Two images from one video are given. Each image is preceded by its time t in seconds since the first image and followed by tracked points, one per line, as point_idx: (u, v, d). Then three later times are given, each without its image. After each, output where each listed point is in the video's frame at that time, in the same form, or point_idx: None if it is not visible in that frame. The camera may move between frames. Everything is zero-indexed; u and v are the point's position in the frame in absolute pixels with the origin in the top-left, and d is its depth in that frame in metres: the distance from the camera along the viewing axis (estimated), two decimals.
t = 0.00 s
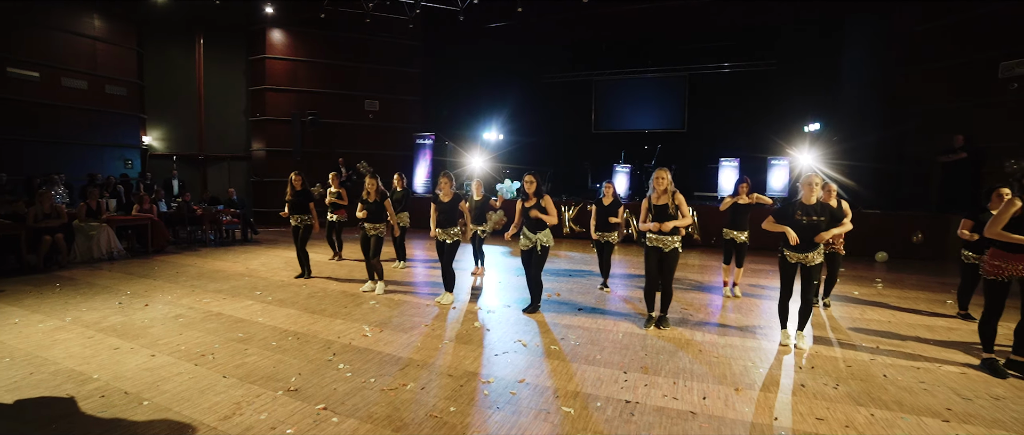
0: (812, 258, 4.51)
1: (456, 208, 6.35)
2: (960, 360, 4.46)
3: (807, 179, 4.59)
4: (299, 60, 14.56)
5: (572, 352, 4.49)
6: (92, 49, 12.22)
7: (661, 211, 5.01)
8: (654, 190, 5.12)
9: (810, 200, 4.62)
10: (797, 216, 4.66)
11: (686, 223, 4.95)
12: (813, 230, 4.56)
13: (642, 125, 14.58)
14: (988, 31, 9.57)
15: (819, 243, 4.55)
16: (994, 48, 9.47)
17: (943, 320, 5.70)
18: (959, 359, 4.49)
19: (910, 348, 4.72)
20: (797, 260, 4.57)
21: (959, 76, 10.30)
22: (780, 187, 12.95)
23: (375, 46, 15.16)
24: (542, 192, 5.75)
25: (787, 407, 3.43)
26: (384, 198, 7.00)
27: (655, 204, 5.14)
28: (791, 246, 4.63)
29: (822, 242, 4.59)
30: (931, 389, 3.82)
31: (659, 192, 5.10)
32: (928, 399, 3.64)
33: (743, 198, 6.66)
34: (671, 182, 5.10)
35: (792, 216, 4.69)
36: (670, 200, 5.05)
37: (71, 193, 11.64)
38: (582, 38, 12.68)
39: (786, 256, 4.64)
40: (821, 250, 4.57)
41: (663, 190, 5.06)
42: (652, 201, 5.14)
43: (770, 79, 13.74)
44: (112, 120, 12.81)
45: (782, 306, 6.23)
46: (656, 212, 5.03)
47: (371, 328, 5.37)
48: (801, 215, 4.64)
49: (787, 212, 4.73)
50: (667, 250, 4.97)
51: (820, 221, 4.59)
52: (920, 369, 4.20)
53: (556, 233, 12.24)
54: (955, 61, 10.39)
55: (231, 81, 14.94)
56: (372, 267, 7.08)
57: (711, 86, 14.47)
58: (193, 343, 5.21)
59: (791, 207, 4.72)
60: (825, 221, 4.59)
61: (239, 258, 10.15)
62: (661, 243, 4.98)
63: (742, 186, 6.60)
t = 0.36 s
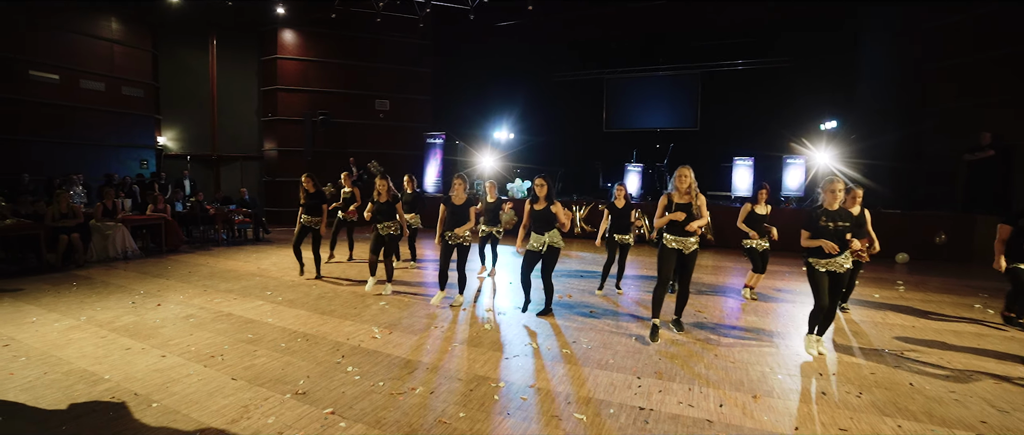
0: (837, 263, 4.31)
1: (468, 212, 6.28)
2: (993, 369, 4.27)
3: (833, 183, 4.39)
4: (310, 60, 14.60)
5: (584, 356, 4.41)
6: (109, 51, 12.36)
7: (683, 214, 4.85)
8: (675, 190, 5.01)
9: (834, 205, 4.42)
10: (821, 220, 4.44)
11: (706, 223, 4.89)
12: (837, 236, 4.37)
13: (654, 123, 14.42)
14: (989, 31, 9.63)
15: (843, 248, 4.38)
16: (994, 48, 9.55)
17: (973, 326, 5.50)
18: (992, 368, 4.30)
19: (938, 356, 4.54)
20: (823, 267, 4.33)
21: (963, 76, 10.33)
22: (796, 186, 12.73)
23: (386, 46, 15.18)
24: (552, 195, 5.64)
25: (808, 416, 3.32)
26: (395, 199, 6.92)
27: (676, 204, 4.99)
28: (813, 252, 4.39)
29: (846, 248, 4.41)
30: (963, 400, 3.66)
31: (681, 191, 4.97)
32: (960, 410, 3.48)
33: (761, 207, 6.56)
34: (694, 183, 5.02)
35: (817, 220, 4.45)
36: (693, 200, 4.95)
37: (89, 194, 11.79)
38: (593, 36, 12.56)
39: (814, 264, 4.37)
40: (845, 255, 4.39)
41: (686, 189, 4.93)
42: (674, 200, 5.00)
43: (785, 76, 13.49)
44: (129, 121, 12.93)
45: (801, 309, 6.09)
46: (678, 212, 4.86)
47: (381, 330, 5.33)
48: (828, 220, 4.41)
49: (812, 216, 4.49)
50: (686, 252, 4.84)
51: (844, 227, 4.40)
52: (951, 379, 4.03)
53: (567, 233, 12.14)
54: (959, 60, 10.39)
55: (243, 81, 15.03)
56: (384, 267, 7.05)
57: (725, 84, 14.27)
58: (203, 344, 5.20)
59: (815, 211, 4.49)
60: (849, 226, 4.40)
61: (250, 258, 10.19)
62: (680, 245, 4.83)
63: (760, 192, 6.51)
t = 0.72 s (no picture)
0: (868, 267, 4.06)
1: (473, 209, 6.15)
2: None
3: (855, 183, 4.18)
4: (322, 61, 14.66)
5: (594, 360, 4.30)
6: (127, 54, 12.51)
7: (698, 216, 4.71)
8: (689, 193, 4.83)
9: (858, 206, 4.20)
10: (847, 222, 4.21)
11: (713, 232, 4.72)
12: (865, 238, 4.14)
13: (667, 122, 14.25)
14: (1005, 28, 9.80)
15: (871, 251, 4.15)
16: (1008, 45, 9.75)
17: (1000, 332, 5.30)
18: None
19: (967, 363, 4.36)
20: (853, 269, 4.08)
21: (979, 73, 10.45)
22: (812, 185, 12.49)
23: (396, 46, 15.22)
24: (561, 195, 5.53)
25: (828, 426, 3.18)
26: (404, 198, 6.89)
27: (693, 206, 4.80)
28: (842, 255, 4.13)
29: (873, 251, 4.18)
30: (996, 411, 3.48)
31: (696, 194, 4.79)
32: (993, 422, 3.31)
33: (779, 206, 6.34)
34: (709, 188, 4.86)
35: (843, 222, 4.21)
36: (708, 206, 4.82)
37: (108, 194, 11.97)
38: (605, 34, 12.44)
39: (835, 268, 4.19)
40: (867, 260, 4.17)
41: (701, 194, 4.78)
42: (687, 202, 4.79)
43: (800, 72, 13.23)
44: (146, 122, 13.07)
45: (818, 312, 5.93)
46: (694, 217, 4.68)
47: (389, 331, 5.28)
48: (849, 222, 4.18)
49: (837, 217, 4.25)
50: (699, 259, 4.72)
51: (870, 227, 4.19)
52: (982, 389, 3.84)
53: (578, 233, 12.03)
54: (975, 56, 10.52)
55: (256, 83, 15.15)
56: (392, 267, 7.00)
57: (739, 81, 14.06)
58: (211, 344, 5.19)
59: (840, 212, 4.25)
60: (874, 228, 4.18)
61: (261, 258, 10.23)
62: (693, 251, 4.72)
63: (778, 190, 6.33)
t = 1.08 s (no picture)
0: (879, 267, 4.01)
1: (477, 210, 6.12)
2: None
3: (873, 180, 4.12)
4: (330, 62, 14.70)
5: (599, 363, 4.21)
6: (140, 57, 12.62)
7: (696, 211, 4.64)
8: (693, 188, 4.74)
9: (873, 204, 4.14)
10: (857, 220, 4.17)
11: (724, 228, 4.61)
12: (876, 236, 4.07)
13: (677, 121, 14.09)
14: None
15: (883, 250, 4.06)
16: None
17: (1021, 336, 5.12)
18: None
19: (988, 370, 4.20)
20: (860, 270, 4.07)
21: (998, 68, 10.19)
22: (825, 184, 12.29)
23: (404, 47, 15.23)
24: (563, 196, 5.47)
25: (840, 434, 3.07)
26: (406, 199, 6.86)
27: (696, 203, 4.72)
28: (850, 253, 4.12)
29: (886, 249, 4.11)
30: (1021, 421, 3.33)
31: (698, 190, 4.71)
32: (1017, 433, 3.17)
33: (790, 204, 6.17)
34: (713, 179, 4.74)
35: (851, 220, 4.19)
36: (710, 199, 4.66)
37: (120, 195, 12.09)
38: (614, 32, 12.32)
39: (844, 266, 4.13)
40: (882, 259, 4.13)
41: (703, 188, 4.67)
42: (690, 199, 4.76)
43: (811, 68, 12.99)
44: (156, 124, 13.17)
45: (831, 314, 5.79)
46: (694, 214, 4.62)
47: (392, 333, 5.23)
48: (863, 220, 4.14)
49: (846, 215, 4.23)
50: (702, 255, 4.62)
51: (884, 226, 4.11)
52: (1006, 397, 3.69)
53: (586, 234, 11.93)
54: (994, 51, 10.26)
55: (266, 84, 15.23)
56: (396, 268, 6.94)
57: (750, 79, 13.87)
58: (215, 345, 5.17)
59: (851, 210, 4.21)
60: (888, 227, 4.09)
61: (269, 258, 10.25)
62: (696, 247, 4.63)
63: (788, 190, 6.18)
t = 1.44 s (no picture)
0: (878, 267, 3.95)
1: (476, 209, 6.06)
2: None
3: (875, 181, 4.03)
4: (335, 62, 14.67)
5: (598, 368, 4.11)
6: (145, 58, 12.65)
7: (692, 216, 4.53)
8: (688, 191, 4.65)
9: (873, 203, 4.04)
10: (856, 218, 4.08)
11: (718, 231, 4.50)
12: (872, 236, 4.00)
13: (683, 121, 13.96)
14: None
15: (880, 250, 3.99)
16: None
17: None
18: None
19: (1000, 378, 4.07)
20: (857, 270, 4.02)
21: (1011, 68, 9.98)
22: (832, 185, 12.13)
23: (408, 47, 15.16)
24: (564, 195, 5.36)
25: None
26: (406, 200, 6.76)
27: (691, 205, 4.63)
28: (848, 251, 4.06)
29: (886, 247, 4.02)
30: None
31: (693, 194, 4.62)
32: None
33: (788, 204, 6.08)
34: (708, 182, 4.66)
35: (851, 218, 4.11)
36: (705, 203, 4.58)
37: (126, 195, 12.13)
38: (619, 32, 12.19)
39: (842, 265, 4.09)
40: (883, 258, 4.02)
41: (698, 193, 4.59)
42: (685, 204, 4.66)
43: (818, 68, 12.79)
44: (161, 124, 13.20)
45: (838, 318, 5.65)
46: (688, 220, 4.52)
47: (389, 335, 5.15)
48: (862, 218, 4.05)
49: (845, 213, 4.15)
50: (698, 259, 4.52)
51: (884, 225, 4.03)
52: (1020, 407, 3.56)
53: (590, 235, 11.81)
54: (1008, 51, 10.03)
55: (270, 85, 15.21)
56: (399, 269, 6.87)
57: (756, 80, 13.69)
58: (211, 346, 5.11)
59: (850, 208, 4.13)
60: (887, 227, 4.02)
61: (271, 259, 10.21)
62: (690, 251, 4.54)
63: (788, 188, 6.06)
